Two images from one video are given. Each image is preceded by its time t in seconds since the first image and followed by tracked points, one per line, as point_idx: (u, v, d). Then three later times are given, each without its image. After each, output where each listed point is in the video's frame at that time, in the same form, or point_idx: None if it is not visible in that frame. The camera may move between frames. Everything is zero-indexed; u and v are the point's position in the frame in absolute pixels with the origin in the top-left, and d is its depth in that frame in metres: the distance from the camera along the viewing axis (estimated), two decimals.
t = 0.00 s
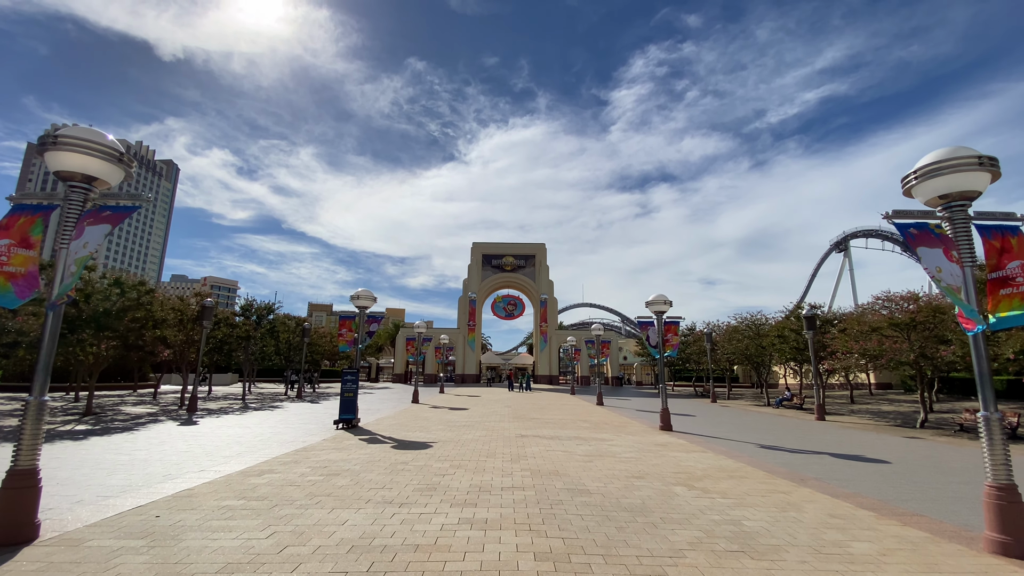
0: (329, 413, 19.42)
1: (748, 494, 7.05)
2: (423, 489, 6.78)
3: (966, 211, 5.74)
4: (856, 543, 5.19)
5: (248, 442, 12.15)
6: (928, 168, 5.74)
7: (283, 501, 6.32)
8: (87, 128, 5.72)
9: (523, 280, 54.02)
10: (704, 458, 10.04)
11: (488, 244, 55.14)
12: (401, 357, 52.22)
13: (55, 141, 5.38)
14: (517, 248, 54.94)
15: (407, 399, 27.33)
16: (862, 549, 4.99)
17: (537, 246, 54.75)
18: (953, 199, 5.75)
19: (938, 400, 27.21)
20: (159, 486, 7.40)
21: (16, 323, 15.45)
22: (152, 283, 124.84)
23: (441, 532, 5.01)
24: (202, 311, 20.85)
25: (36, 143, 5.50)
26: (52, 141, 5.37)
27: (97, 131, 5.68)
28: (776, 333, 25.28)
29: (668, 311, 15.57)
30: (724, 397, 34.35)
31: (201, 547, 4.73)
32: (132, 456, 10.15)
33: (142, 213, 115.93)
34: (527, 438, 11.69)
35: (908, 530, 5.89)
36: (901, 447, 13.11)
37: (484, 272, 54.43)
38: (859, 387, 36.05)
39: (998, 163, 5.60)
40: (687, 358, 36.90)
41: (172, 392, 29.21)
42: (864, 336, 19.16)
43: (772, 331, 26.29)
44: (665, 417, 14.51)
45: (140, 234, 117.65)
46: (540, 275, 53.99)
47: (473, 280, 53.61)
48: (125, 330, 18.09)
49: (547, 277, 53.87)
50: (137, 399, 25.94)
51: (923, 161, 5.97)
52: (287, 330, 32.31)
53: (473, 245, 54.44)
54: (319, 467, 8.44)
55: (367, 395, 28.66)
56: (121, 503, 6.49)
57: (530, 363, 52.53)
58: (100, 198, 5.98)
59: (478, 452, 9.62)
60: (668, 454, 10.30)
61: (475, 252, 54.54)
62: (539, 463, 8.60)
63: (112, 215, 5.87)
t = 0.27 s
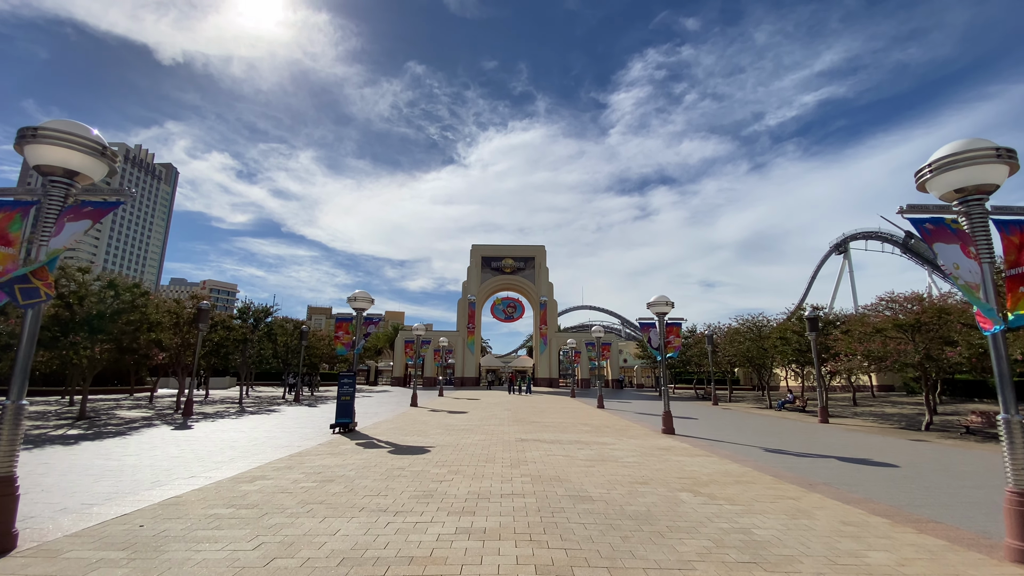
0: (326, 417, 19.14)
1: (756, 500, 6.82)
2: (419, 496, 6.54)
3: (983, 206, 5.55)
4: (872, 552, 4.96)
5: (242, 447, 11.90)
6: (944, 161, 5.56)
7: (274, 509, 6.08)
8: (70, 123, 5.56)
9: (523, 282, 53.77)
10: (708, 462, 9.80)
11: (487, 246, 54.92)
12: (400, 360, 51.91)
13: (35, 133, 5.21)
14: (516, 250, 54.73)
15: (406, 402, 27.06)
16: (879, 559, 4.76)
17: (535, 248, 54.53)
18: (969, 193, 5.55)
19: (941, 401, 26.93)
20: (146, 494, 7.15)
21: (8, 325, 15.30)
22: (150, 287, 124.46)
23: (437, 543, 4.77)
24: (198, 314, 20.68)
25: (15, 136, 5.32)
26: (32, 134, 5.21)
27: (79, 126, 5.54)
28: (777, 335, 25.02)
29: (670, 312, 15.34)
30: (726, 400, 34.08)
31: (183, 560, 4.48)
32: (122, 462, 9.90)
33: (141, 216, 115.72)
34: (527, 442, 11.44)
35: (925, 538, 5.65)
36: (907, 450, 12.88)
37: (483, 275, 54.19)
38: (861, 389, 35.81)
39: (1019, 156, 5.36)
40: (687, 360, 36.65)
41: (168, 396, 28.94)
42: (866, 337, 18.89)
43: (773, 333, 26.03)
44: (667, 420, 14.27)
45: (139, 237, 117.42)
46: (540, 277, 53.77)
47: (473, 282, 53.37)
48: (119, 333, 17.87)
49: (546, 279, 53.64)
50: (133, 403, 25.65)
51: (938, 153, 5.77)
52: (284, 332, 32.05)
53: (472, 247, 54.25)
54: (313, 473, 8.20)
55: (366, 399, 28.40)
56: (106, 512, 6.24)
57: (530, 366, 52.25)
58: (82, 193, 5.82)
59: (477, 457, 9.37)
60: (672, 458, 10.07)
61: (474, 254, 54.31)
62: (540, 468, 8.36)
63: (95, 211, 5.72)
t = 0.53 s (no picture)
0: (323, 422, 18.86)
1: (766, 508, 6.58)
2: (415, 506, 6.28)
3: (1001, 202, 5.33)
4: (890, 565, 4.72)
5: (236, 453, 11.64)
6: (959, 156, 5.39)
7: (263, 521, 5.82)
8: (50, 117, 5.36)
9: (522, 285, 53.54)
10: (713, 467, 9.55)
11: (486, 248, 54.71)
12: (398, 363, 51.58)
13: (10, 127, 5.00)
14: (516, 253, 54.54)
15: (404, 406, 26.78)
16: (898, 573, 4.52)
17: (534, 251, 54.31)
18: (986, 189, 5.35)
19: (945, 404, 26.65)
20: (130, 504, 6.88)
21: None
22: (149, 291, 124.05)
23: (432, 557, 4.52)
24: (193, 318, 20.47)
25: None
26: (7, 128, 5.00)
27: (59, 120, 5.33)
28: (779, 337, 24.78)
29: (671, 314, 15.11)
30: (727, 402, 33.83)
31: None
32: (111, 470, 9.63)
33: (139, 220, 115.49)
34: (527, 448, 11.18)
35: (943, 549, 5.42)
36: (915, 453, 12.66)
37: (482, 277, 53.95)
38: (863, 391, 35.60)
39: None
40: (688, 363, 36.39)
41: (164, 401, 28.64)
42: (869, 339, 18.56)
43: (775, 335, 25.79)
44: (669, 424, 14.03)
45: (138, 241, 117.14)
46: (539, 280, 53.53)
47: (472, 285, 53.14)
48: (112, 337, 17.62)
49: (546, 282, 53.42)
50: (127, 408, 25.32)
51: (955, 148, 5.59)
52: (281, 336, 31.78)
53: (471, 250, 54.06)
54: (306, 481, 7.94)
55: (364, 403, 28.11)
56: (87, 524, 5.98)
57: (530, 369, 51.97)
58: (61, 190, 5.59)
59: (476, 463, 9.11)
60: (675, 464, 9.82)
61: (473, 257, 54.07)
62: (540, 475, 8.10)
63: (73, 209, 5.48)
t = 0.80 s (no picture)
0: (320, 425, 18.59)
1: (775, 514, 6.36)
2: (411, 513, 6.05)
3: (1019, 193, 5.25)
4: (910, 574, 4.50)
5: (229, 457, 11.39)
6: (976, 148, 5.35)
7: (252, 529, 5.58)
8: (33, 109, 5.17)
9: (522, 287, 53.33)
10: (718, 471, 9.34)
11: (486, 250, 54.47)
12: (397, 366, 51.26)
13: None
14: (515, 254, 54.34)
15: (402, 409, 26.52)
16: None
17: (533, 252, 54.13)
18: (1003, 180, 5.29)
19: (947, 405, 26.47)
20: (117, 512, 6.63)
21: None
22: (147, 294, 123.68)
23: (429, 568, 4.27)
24: (189, 320, 20.23)
25: None
26: None
27: (41, 112, 5.13)
28: (781, 338, 24.58)
29: (673, 314, 14.89)
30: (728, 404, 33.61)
31: None
32: (100, 475, 9.38)
33: (138, 223, 115.20)
34: (527, 451, 10.93)
35: (962, 556, 5.20)
36: (921, 456, 12.45)
37: (481, 279, 53.76)
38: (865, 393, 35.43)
39: None
40: (689, 364, 36.16)
41: (160, 404, 28.34)
42: (873, 339, 18.32)
43: (777, 335, 25.59)
44: (672, 426, 13.81)
45: (136, 244, 116.90)
46: (539, 281, 53.33)
47: (471, 287, 52.93)
48: (106, 339, 17.33)
49: (546, 283, 53.22)
50: (122, 411, 25.03)
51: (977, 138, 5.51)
52: (279, 338, 31.50)
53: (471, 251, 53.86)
54: (300, 487, 7.70)
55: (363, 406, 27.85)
56: (69, 533, 5.73)
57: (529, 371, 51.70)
58: (42, 185, 5.38)
59: (475, 467, 8.88)
60: (679, 467, 9.60)
61: (472, 258, 53.85)
62: (541, 479, 7.88)
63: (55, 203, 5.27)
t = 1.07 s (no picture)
0: (317, 427, 18.29)
1: (788, 520, 6.10)
2: (408, 520, 5.79)
3: None
4: None
5: (223, 460, 11.12)
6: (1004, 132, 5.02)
7: (241, 538, 5.31)
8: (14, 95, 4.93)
9: (522, 287, 53.06)
10: (724, 473, 9.09)
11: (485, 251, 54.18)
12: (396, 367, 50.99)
13: None
14: (515, 255, 54.08)
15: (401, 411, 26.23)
16: None
17: (533, 253, 53.87)
18: None
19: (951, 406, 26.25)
20: (102, 519, 6.36)
21: None
22: (146, 296, 123.37)
23: None
24: (184, 321, 19.98)
25: None
26: None
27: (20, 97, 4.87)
28: (784, 338, 24.30)
29: (676, 314, 14.63)
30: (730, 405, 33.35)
31: None
32: (89, 479, 9.11)
33: (136, 225, 114.94)
34: (528, 454, 10.66)
35: (987, 565, 4.94)
36: (931, 457, 12.20)
37: (481, 280, 53.54)
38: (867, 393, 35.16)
39: None
40: (689, 365, 35.93)
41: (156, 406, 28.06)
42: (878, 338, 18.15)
43: (780, 336, 25.33)
44: (675, 427, 13.56)
45: (135, 247, 116.57)
46: (539, 282, 53.06)
47: (471, 288, 52.68)
48: (99, 341, 17.05)
49: (545, 284, 52.94)
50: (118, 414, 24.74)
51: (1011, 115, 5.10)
52: (277, 340, 31.22)
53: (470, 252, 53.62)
54: (294, 492, 7.43)
55: (362, 407, 27.58)
56: (49, 542, 5.47)
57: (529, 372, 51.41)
58: (18, 174, 5.06)
59: (475, 471, 8.62)
60: (685, 471, 9.33)
61: (472, 259, 53.61)
62: (543, 483, 7.62)
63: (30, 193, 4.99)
